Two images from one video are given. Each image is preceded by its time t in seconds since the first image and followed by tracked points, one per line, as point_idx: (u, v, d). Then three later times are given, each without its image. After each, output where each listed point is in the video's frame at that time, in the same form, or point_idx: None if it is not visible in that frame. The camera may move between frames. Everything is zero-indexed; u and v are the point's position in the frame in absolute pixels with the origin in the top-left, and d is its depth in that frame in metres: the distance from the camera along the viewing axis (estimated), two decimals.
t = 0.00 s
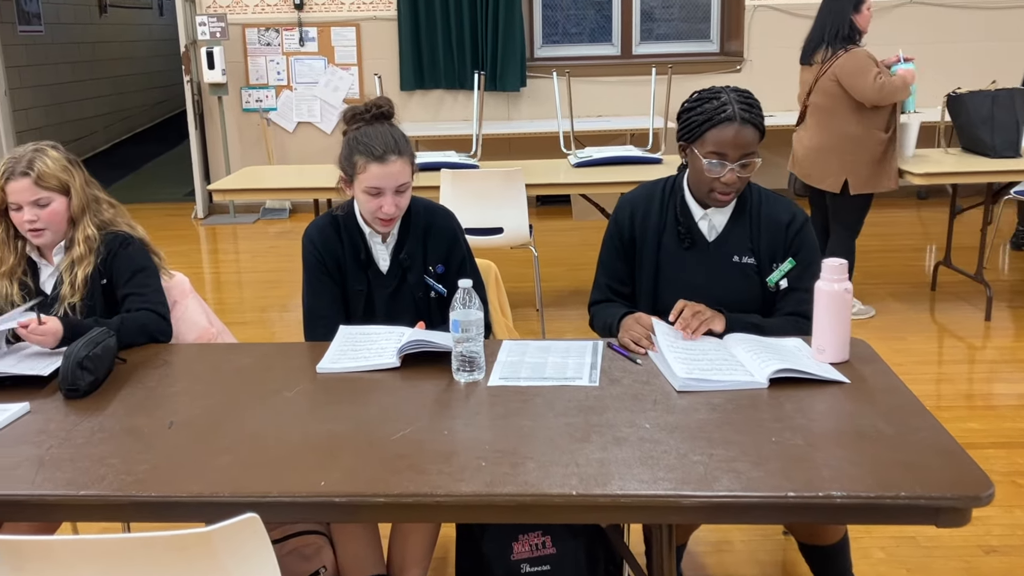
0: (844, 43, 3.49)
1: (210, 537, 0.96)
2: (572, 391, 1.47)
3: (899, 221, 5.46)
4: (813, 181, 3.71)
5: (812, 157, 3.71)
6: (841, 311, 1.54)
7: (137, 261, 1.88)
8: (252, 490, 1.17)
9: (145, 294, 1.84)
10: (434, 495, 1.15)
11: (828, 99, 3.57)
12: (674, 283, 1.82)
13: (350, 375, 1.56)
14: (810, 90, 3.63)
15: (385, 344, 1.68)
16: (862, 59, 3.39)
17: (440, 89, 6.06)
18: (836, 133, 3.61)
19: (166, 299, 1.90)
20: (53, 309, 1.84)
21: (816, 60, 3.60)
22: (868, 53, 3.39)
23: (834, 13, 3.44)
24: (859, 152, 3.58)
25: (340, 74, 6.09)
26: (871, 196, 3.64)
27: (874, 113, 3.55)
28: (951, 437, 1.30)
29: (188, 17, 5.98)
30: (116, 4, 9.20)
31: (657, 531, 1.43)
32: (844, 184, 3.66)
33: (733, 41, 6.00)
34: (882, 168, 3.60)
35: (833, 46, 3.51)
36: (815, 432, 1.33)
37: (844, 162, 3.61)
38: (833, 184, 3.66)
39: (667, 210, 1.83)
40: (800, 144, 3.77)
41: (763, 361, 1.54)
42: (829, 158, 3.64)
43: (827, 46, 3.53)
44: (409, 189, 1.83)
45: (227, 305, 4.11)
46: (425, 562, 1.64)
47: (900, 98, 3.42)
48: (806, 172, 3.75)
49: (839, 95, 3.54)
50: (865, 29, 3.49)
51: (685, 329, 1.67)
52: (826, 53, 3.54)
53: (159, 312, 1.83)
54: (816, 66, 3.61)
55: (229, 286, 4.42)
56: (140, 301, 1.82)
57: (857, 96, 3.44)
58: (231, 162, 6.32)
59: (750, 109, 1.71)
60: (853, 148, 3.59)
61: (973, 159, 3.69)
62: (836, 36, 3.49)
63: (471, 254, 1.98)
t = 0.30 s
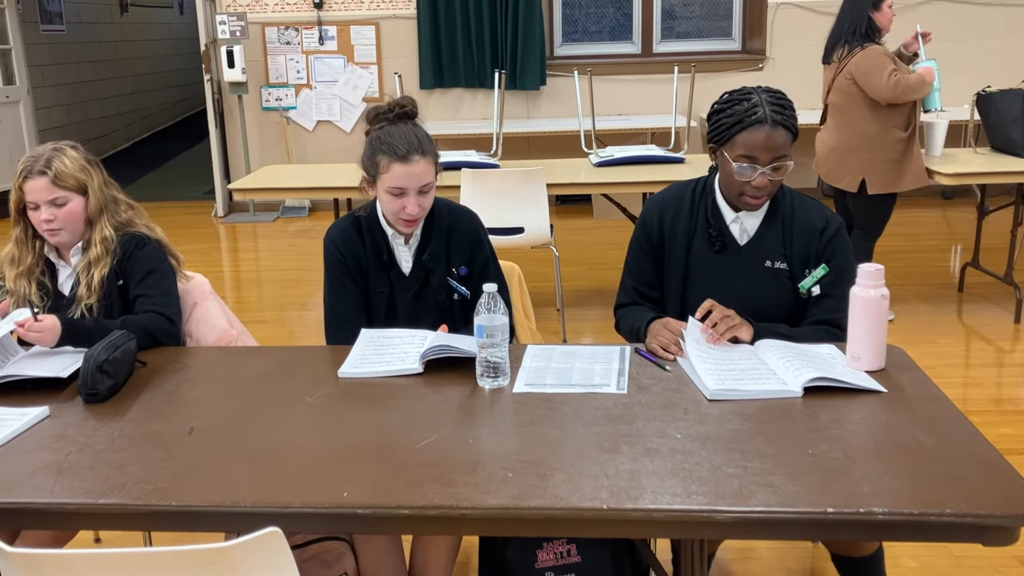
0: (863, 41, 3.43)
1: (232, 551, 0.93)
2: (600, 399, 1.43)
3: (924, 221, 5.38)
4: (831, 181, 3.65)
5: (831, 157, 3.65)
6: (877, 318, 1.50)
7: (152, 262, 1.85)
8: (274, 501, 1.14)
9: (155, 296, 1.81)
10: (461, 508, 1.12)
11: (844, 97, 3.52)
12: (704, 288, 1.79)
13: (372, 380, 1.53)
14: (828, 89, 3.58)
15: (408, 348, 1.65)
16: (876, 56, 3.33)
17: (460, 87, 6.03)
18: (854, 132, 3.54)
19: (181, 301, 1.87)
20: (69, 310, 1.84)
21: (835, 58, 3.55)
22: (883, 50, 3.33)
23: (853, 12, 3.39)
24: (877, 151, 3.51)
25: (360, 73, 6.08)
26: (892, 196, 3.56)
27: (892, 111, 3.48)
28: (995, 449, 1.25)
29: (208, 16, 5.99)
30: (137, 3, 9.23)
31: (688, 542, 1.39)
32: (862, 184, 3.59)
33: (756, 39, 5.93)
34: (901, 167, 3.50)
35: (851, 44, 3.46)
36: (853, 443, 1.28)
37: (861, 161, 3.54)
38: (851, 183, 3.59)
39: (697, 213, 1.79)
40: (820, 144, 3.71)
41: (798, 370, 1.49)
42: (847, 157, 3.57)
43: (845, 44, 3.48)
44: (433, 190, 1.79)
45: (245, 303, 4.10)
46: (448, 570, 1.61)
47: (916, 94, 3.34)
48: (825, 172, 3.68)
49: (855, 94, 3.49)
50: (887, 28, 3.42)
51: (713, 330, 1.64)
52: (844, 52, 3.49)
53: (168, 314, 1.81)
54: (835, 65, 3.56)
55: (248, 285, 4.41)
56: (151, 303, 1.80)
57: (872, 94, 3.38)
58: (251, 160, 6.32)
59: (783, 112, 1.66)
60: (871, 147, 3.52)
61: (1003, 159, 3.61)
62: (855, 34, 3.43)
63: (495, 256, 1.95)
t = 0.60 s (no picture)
0: (891, 38, 3.36)
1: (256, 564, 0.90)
2: (631, 406, 1.39)
3: (952, 220, 5.28)
4: (864, 181, 3.59)
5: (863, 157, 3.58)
6: (920, 324, 1.44)
7: (178, 264, 1.83)
8: (299, 510, 1.10)
9: (189, 299, 1.79)
10: (491, 519, 1.08)
11: (873, 96, 3.45)
12: (737, 290, 1.74)
13: (397, 384, 1.50)
14: (857, 89, 3.51)
15: (434, 351, 1.62)
16: (906, 53, 3.26)
17: (482, 86, 6.00)
18: (885, 131, 3.48)
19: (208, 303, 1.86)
20: (93, 311, 1.82)
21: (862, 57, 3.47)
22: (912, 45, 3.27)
23: (881, 9, 3.32)
24: (910, 149, 3.44)
25: (382, 71, 6.05)
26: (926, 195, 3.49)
27: (924, 107, 3.41)
28: None
29: (231, 14, 5.99)
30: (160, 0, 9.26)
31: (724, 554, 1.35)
32: (896, 184, 3.52)
33: (781, 37, 5.86)
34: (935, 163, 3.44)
35: (879, 42, 3.38)
36: (897, 454, 1.23)
37: (894, 160, 3.47)
38: (885, 183, 3.52)
39: (732, 214, 1.75)
40: (851, 145, 3.64)
41: (837, 377, 1.45)
42: (880, 157, 3.51)
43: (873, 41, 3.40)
44: (461, 191, 1.76)
45: (266, 302, 4.08)
46: None
47: (947, 87, 3.28)
48: (858, 173, 3.62)
49: (885, 92, 3.42)
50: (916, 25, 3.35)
51: (746, 341, 1.59)
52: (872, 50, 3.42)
53: (203, 318, 1.79)
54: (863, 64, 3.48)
55: (268, 283, 4.39)
56: (184, 306, 1.78)
57: (903, 91, 3.31)
58: (272, 158, 6.32)
59: (823, 111, 1.60)
60: (904, 145, 3.45)
61: None
62: (883, 31, 3.36)
63: (522, 258, 1.91)
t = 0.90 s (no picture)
0: (932, 33, 3.28)
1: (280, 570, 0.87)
2: (666, 410, 1.35)
3: (989, 220, 5.17)
4: (900, 180, 3.50)
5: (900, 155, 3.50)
6: (967, 326, 1.39)
7: (210, 263, 1.82)
8: (326, 514, 1.08)
9: (224, 298, 1.78)
10: (523, 526, 1.05)
11: (910, 93, 3.37)
12: (774, 290, 1.70)
13: (426, 385, 1.47)
14: (893, 85, 3.43)
15: (463, 352, 1.59)
16: (944, 47, 3.17)
17: (511, 82, 5.97)
18: (922, 129, 3.40)
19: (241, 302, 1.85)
20: (122, 310, 1.81)
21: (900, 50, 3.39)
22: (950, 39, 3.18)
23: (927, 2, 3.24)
24: (949, 146, 3.36)
25: (410, 67, 6.05)
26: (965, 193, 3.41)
27: (962, 103, 3.33)
28: None
29: (261, 11, 6.01)
30: None
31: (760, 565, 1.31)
32: (934, 182, 3.44)
33: (814, 32, 5.77)
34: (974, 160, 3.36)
35: (918, 35, 3.30)
36: (944, 463, 1.18)
37: (931, 158, 3.39)
38: (922, 181, 3.44)
39: (769, 212, 1.70)
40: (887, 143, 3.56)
41: (880, 382, 1.40)
42: (917, 155, 3.42)
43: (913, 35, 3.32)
44: (492, 188, 1.73)
45: (293, 299, 4.08)
46: None
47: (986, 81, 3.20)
48: (894, 171, 3.54)
49: (922, 89, 3.34)
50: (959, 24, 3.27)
51: (786, 342, 1.55)
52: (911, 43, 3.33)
53: (238, 317, 1.78)
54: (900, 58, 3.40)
55: (295, 280, 4.40)
56: (216, 306, 1.77)
57: (941, 87, 3.23)
58: (300, 155, 6.33)
59: (866, 108, 1.56)
60: (942, 142, 3.37)
61: None
62: (925, 25, 3.28)
63: (554, 257, 1.88)
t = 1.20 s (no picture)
0: (988, 26, 3.17)
1: None
2: (706, 416, 1.31)
3: None
4: (952, 178, 3.36)
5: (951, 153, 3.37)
6: None
7: (248, 261, 1.82)
8: (354, 518, 1.06)
9: (262, 296, 1.77)
10: (557, 535, 1.01)
11: (965, 88, 3.27)
12: (820, 291, 1.64)
13: (459, 385, 1.45)
14: (946, 80, 3.32)
15: (499, 352, 1.56)
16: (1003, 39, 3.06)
17: (551, 77, 5.92)
18: (976, 125, 3.28)
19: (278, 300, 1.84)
20: (158, 306, 1.81)
21: (952, 43, 3.27)
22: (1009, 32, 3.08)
23: None
24: (1005, 143, 3.25)
25: (450, 62, 6.02)
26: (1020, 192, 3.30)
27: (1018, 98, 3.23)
28: None
29: (303, 6, 6.05)
30: None
31: None
32: (988, 180, 3.30)
33: (862, 25, 5.63)
34: None
35: (973, 28, 3.19)
36: (1001, 476, 1.12)
37: (986, 154, 3.26)
38: (976, 179, 3.30)
39: (816, 211, 1.64)
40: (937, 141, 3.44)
41: (932, 389, 1.34)
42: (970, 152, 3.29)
43: (967, 27, 3.21)
44: (529, 186, 1.70)
45: (332, 294, 4.10)
46: None
47: None
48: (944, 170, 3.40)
49: (977, 83, 3.23)
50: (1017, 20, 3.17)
51: (832, 343, 1.50)
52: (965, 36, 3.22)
53: (275, 315, 1.77)
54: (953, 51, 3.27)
55: (334, 275, 4.41)
56: (253, 304, 1.76)
57: (999, 81, 3.12)
58: (341, 150, 6.36)
59: (920, 105, 1.50)
60: (998, 138, 3.25)
61: None
62: (981, 17, 3.16)
63: (592, 257, 1.84)
